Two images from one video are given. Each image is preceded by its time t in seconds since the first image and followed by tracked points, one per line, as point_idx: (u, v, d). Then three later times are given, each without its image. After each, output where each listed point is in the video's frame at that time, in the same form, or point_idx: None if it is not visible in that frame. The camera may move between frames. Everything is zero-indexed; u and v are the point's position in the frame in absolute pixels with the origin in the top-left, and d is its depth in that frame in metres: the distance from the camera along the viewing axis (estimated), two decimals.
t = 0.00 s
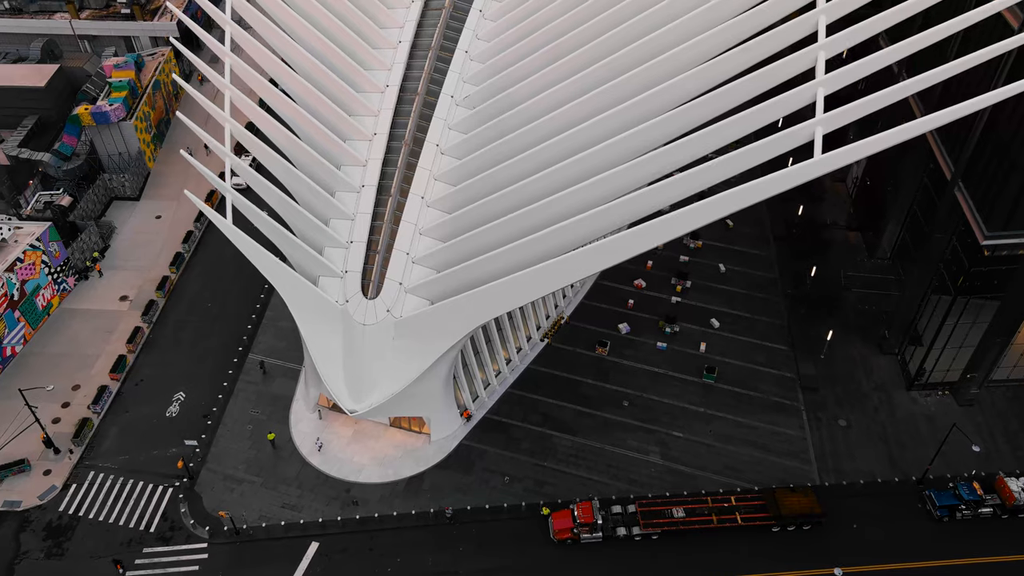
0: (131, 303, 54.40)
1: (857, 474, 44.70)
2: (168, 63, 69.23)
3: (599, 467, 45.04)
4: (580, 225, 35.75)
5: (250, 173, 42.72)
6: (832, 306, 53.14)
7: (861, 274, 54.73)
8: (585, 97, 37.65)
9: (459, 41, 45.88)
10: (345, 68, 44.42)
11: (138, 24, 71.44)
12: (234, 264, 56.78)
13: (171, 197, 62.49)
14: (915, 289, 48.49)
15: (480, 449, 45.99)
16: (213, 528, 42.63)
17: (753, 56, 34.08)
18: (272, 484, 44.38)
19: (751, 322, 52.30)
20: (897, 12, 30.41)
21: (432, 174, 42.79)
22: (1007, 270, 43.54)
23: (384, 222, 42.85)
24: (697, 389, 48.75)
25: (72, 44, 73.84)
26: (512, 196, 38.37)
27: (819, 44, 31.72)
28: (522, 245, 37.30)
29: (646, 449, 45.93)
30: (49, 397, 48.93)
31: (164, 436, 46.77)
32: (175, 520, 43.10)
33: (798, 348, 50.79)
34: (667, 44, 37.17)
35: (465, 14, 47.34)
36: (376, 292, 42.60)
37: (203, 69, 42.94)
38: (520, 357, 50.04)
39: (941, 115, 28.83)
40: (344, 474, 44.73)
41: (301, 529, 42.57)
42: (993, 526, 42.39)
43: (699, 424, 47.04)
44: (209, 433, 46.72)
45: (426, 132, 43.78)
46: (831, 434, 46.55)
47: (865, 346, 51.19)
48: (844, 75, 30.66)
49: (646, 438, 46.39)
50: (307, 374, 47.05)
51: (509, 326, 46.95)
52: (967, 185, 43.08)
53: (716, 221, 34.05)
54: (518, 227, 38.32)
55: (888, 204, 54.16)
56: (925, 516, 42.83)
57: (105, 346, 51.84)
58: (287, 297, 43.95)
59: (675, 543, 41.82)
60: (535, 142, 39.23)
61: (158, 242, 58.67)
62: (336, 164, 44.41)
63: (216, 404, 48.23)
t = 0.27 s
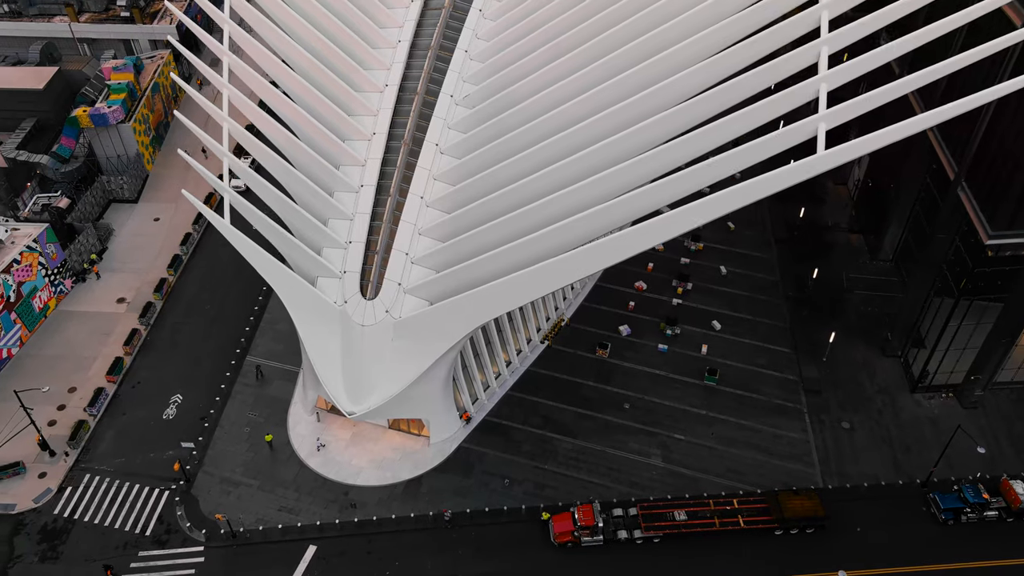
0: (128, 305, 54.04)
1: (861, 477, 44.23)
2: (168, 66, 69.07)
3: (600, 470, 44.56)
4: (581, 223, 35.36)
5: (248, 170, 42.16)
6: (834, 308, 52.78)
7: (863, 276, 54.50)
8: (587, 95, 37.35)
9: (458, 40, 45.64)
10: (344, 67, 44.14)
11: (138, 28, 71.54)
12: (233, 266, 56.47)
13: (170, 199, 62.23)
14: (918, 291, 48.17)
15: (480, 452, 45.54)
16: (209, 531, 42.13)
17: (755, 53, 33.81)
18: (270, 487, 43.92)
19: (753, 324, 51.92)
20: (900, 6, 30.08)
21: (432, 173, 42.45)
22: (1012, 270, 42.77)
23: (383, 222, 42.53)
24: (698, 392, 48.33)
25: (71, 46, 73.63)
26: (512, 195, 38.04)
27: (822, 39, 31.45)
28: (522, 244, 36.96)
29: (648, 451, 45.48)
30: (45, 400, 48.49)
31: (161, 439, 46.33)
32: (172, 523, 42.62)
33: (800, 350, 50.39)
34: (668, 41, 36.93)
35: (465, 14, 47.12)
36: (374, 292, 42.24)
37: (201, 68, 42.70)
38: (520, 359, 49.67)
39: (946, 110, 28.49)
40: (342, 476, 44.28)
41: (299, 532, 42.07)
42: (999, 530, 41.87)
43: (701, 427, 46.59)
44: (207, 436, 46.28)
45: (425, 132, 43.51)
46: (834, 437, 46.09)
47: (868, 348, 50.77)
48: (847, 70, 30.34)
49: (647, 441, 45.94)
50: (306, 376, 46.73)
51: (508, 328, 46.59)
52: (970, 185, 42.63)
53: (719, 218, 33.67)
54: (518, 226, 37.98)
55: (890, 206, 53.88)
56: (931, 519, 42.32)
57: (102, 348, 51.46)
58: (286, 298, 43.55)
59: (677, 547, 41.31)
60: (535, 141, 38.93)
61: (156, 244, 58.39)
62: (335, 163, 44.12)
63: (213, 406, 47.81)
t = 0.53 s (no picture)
0: (126, 307, 53.67)
1: (864, 479, 43.79)
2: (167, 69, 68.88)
3: (600, 472, 44.13)
4: (584, 220, 35.00)
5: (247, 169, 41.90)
6: (836, 310, 52.45)
7: (866, 278, 54.20)
8: (590, 91, 37.09)
9: (458, 40, 45.43)
10: (343, 66, 43.89)
11: (136, 31, 71.16)
12: (231, 268, 56.14)
13: (168, 202, 61.94)
14: (921, 292, 47.88)
15: (480, 455, 45.11)
16: (206, 534, 41.68)
17: (757, 48, 33.60)
18: (267, 490, 43.47)
19: (755, 327, 51.55)
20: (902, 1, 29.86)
21: (431, 173, 42.16)
22: (1015, 270, 42.58)
23: (382, 222, 42.21)
24: (700, 394, 47.93)
25: (70, 49, 73.36)
26: (512, 194, 37.75)
27: (824, 34, 31.24)
28: (522, 243, 36.65)
29: (649, 454, 45.05)
30: (41, 402, 48.10)
31: (158, 441, 45.91)
32: (168, 526, 42.17)
33: (802, 352, 50.01)
34: (671, 37, 36.72)
35: (465, 13, 46.91)
36: (373, 292, 41.90)
37: (199, 67, 42.46)
38: (520, 361, 49.29)
39: (951, 104, 28.19)
40: (341, 479, 43.85)
41: (297, 535, 41.62)
42: (1005, 532, 41.42)
43: (703, 429, 46.17)
44: (204, 438, 45.86)
45: (424, 132, 43.27)
46: (837, 439, 45.66)
47: (871, 350, 50.39)
48: (850, 65, 30.06)
49: (648, 443, 45.52)
50: (304, 378, 46.31)
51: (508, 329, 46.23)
52: (974, 184, 42.32)
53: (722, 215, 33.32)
54: (518, 225, 37.68)
55: (892, 207, 53.55)
56: (935, 522, 41.88)
57: (99, 350, 51.07)
58: (284, 299, 43.16)
59: (678, 549, 40.86)
60: (535, 139, 38.67)
61: (154, 246, 58.11)
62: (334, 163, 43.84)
63: (211, 408, 47.39)
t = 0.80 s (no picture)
0: (123, 309, 53.32)
1: (868, 481, 43.35)
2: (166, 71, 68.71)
3: (602, 475, 43.69)
4: (586, 217, 34.70)
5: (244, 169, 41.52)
6: (838, 312, 52.10)
7: (868, 279, 53.90)
8: (592, 87, 36.85)
9: (457, 39, 45.19)
10: (342, 65, 43.63)
11: (135, 33, 71.37)
12: (230, 269, 55.81)
13: (167, 204, 61.66)
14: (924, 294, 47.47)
15: (480, 457, 44.68)
16: (202, 536, 41.23)
17: (759, 44, 33.42)
18: (265, 492, 43.03)
19: (757, 328, 51.18)
20: None
21: (430, 172, 41.88)
22: (1019, 270, 42.09)
23: (381, 222, 41.91)
24: (701, 396, 47.53)
25: (70, 52, 73.28)
26: (512, 192, 37.47)
27: (827, 29, 31.07)
28: (523, 241, 36.34)
29: (650, 456, 44.63)
30: (37, 404, 47.68)
31: (155, 443, 45.49)
32: (164, 529, 41.72)
33: (805, 354, 49.64)
34: (673, 33, 36.55)
35: (465, 12, 46.66)
36: (372, 292, 41.64)
37: (197, 66, 42.20)
38: (520, 363, 48.90)
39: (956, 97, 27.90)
40: (339, 481, 43.42)
41: (294, 538, 41.18)
42: (1010, 535, 40.96)
43: (704, 431, 45.76)
44: (201, 440, 45.44)
45: (424, 131, 43.03)
46: (840, 441, 45.24)
47: (874, 352, 50.02)
48: (853, 60, 29.82)
49: (650, 445, 45.10)
50: (302, 379, 45.76)
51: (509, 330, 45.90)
52: (977, 184, 42.08)
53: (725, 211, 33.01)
54: (518, 224, 37.39)
55: (894, 209, 53.26)
56: (940, 525, 41.44)
57: (96, 352, 50.69)
58: (282, 300, 42.74)
59: (680, 552, 40.42)
60: (536, 138, 38.42)
61: (153, 248, 57.81)
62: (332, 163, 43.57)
63: (208, 410, 46.97)
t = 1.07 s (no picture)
0: (121, 311, 52.99)
1: (871, 484, 42.91)
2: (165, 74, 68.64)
3: (603, 477, 43.26)
4: (588, 214, 34.51)
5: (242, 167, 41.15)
6: (840, 313, 51.76)
7: (870, 281, 53.58)
8: (594, 84, 36.79)
9: (457, 38, 44.97)
10: (341, 64, 43.43)
11: (135, 36, 71.43)
12: (228, 270, 55.50)
13: (165, 206, 61.41)
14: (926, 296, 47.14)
15: (479, 459, 44.26)
16: (199, 539, 40.79)
17: (760, 40, 33.33)
18: (262, 494, 42.59)
19: (759, 330, 50.83)
20: None
21: (430, 171, 41.61)
22: None
23: (380, 222, 41.62)
24: (703, 397, 47.12)
25: (70, 55, 73.55)
26: (513, 190, 37.23)
27: (830, 23, 30.86)
28: (524, 240, 36.05)
29: (652, 458, 44.21)
30: (34, 406, 47.30)
31: (152, 445, 45.09)
32: (160, 531, 41.27)
33: (807, 356, 49.27)
34: (675, 29, 36.48)
35: (465, 11, 46.40)
36: (371, 293, 41.36)
37: (195, 64, 42.01)
38: (521, 365, 48.52)
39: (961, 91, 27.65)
40: (337, 483, 42.97)
41: (292, 540, 40.73)
42: (1016, 538, 40.50)
43: (706, 433, 45.34)
44: (198, 442, 45.03)
45: (423, 130, 42.78)
46: (843, 443, 44.83)
47: (877, 354, 49.66)
48: (856, 54, 29.56)
49: (651, 447, 44.68)
50: (300, 381, 45.30)
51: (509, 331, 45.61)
52: (980, 183, 41.94)
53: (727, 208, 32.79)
54: (518, 222, 37.15)
55: (895, 211, 53.02)
56: (945, 527, 40.98)
57: (93, 353, 50.33)
58: (280, 300, 42.36)
59: (682, 555, 39.95)
60: (537, 136, 38.24)
61: (151, 250, 57.51)
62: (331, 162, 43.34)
63: (205, 412, 46.58)
